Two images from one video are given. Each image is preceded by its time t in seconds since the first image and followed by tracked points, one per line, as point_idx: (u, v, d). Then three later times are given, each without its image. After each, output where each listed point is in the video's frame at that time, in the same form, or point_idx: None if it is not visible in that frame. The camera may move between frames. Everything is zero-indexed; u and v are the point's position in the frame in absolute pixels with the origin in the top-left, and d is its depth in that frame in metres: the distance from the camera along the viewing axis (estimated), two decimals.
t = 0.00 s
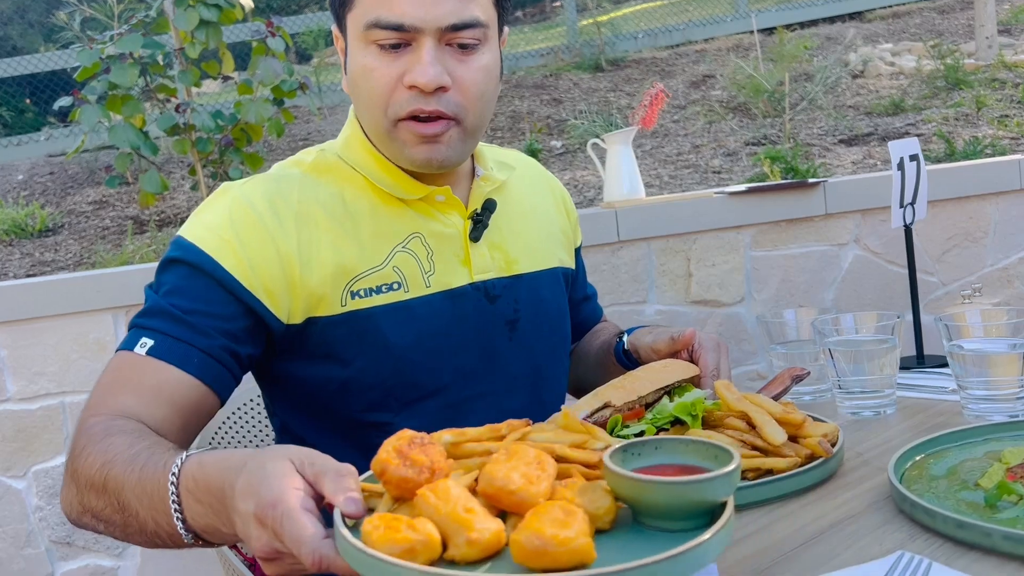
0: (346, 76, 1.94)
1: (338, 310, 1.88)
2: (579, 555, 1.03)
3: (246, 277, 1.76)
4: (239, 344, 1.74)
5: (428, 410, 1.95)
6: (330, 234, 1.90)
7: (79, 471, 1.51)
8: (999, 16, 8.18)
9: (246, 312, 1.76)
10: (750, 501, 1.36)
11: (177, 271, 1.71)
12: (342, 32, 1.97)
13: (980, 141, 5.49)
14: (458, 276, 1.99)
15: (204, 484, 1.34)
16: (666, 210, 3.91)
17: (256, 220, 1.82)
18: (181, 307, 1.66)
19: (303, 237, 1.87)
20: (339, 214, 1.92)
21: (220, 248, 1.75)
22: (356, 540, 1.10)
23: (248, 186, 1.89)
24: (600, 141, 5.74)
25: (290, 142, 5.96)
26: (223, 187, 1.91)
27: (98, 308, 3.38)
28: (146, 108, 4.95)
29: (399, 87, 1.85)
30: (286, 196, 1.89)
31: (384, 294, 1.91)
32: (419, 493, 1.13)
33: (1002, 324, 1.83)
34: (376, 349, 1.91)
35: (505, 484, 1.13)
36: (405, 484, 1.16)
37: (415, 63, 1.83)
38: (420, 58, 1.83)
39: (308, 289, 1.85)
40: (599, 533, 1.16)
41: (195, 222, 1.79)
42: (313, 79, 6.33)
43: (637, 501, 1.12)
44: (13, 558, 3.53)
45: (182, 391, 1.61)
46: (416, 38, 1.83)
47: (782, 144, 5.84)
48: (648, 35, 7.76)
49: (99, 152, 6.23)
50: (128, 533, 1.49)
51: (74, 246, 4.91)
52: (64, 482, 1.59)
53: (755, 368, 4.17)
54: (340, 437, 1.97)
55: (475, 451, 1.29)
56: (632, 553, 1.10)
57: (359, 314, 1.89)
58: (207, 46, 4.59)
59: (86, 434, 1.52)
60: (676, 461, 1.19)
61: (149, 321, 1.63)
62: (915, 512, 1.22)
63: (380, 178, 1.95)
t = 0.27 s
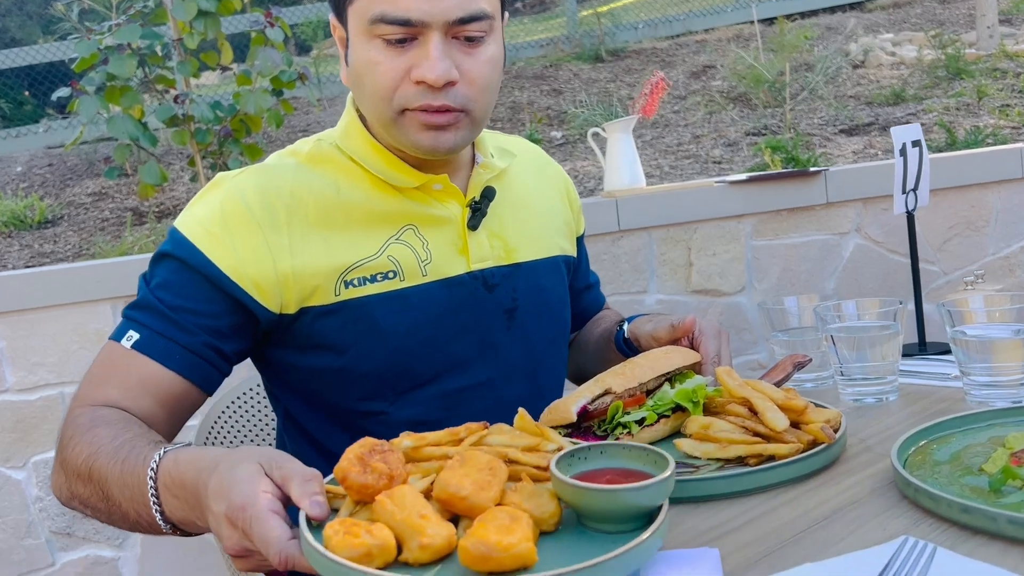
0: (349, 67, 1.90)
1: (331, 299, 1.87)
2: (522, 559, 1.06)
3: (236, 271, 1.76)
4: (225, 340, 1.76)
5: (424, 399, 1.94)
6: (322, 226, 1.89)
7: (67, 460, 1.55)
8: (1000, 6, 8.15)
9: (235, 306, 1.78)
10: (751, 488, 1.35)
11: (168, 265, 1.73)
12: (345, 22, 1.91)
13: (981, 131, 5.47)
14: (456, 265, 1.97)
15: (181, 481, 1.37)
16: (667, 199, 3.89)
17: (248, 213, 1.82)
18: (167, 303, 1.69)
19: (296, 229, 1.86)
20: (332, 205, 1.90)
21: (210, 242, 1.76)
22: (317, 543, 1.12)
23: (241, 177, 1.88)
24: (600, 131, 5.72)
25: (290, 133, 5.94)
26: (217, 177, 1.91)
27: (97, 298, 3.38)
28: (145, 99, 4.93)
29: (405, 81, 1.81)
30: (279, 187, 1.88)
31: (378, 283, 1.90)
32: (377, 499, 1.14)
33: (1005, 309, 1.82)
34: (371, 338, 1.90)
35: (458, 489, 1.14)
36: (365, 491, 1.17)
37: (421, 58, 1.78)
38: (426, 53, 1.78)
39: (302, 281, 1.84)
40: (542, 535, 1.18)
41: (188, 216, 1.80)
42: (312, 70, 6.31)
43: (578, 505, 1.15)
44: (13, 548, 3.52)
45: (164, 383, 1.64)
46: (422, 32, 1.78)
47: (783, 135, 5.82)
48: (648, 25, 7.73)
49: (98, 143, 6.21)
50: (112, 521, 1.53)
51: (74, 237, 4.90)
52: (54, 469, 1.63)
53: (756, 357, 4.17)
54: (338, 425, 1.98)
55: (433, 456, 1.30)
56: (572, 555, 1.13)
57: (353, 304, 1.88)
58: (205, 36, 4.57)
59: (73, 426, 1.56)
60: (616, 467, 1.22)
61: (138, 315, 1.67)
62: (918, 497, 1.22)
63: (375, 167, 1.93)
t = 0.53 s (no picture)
0: (343, 53, 1.87)
1: (329, 290, 1.85)
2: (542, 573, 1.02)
3: (234, 262, 1.74)
4: (224, 333, 1.75)
5: (423, 388, 1.93)
6: (319, 216, 1.87)
7: (70, 459, 1.53)
8: None
9: (233, 298, 1.76)
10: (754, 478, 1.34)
11: (164, 257, 1.71)
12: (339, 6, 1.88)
13: (984, 119, 5.44)
14: (456, 254, 1.96)
15: (191, 490, 1.36)
16: (667, 187, 3.87)
17: (244, 203, 1.79)
18: (164, 296, 1.67)
19: (293, 219, 1.84)
20: (330, 194, 1.88)
21: (206, 233, 1.73)
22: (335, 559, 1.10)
23: (238, 167, 1.85)
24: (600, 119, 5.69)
25: (289, 122, 5.92)
26: (213, 167, 1.88)
27: (95, 285, 3.36)
28: (144, 87, 4.91)
29: (400, 67, 1.77)
30: (276, 176, 1.85)
31: (377, 273, 1.88)
32: (394, 515, 1.12)
33: (1010, 295, 1.80)
34: (368, 328, 1.88)
35: (476, 504, 1.12)
36: (382, 506, 1.14)
37: (416, 43, 1.75)
38: (421, 39, 1.75)
39: (300, 272, 1.82)
40: (562, 550, 1.16)
41: (183, 206, 1.78)
42: (311, 59, 6.27)
43: (598, 518, 1.12)
44: (13, 536, 3.51)
45: (165, 379, 1.62)
46: (417, 16, 1.74)
47: (784, 123, 5.79)
48: (649, 14, 7.68)
49: (96, 132, 6.19)
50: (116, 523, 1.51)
51: (73, 226, 4.88)
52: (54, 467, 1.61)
53: (757, 346, 4.15)
54: (338, 416, 1.96)
55: (450, 470, 1.28)
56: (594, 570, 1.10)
57: (351, 294, 1.86)
58: (204, 24, 4.53)
59: (74, 423, 1.54)
60: (633, 479, 1.19)
61: (134, 308, 1.65)
62: (923, 485, 1.20)
63: (374, 155, 1.90)
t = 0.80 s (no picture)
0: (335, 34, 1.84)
1: (333, 275, 1.84)
2: (601, 560, 0.99)
3: (238, 246, 1.72)
4: (231, 315, 1.73)
5: (427, 373, 1.92)
6: (322, 199, 1.85)
7: (81, 449, 1.51)
8: None
9: (238, 282, 1.74)
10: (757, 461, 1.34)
11: (167, 240, 1.69)
12: None
13: (989, 106, 5.41)
14: (459, 238, 1.95)
15: (212, 483, 1.34)
16: (671, 172, 3.85)
17: (246, 186, 1.77)
18: (170, 279, 1.65)
19: (295, 204, 1.82)
20: (331, 177, 1.86)
21: (209, 216, 1.71)
22: (381, 556, 1.05)
23: (238, 150, 1.83)
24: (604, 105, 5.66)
25: (291, 106, 5.89)
26: (213, 149, 1.86)
27: (96, 267, 3.35)
28: (145, 70, 4.88)
29: (388, 48, 1.74)
30: (277, 159, 1.83)
31: (381, 258, 1.87)
32: (439, 510, 1.08)
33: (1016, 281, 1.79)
34: (372, 313, 1.86)
35: (522, 496, 1.08)
36: (424, 502, 1.10)
37: (404, 24, 1.73)
38: (409, 19, 1.72)
39: (303, 257, 1.80)
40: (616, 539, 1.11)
41: (184, 189, 1.75)
42: (313, 42, 6.23)
43: (649, 506, 1.08)
44: (14, 518, 3.43)
45: (176, 366, 1.61)
46: None
47: (788, 109, 5.76)
48: None
49: (98, 115, 6.16)
50: (129, 517, 1.49)
51: (74, 209, 4.87)
52: (58, 455, 1.58)
53: (759, 332, 4.14)
54: (341, 402, 1.96)
55: (486, 468, 1.23)
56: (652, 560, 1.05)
57: (355, 279, 1.85)
58: (205, 6, 4.51)
59: (84, 411, 1.52)
60: (684, 467, 1.14)
61: (138, 291, 1.62)
62: (929, 470, 1.19)
63: (376, 138, 1.88)
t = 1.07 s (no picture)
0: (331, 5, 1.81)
1: (337, 253, 1.81)
2: (665, 551, 0.94)
3: (241, 222, 1.69)
4: (239, 289, 1.71)
5: (431, 353, 1.90)
6: (324, 176, 1.82)
7: (88, 434, 1.44)
8: None
9: (243, 259, 1.71)
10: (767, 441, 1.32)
11: (169, 216, 1.65)
12: None
13: (999, 89, 5.35)
14: (463, 216, 1.92)
15: (229, 471, 1.26)
16: (679, 152, 3.81)
17: (248, 162, 1.73)
18: (176, 254, 1.61)
19: (297, 181, 1.79)
20: (333, 152, 1.82)
21: (212, 192, 1.68)
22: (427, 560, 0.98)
23: (239, 125, 1.79)
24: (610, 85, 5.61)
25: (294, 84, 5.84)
26: (213, 124, 1.82)
27: (99, 242, 3.32)
28: (148, 47, 4.84)
29: (382, 17, 1.71)
30: (278, 134, 1.79)
31: (385, 236, 1.84)
32: (486, 508, 1.01)
33: None
34: (375, 293, 1.84)
35: (571, 489, 1.02)
36: (467, 502, 1.03)
37: None
38: None
39: (305, 234, 1.77)
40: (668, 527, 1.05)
41: (184, 164, 1.72)
42: (317, 20, 6.17)
43: (706, 492, 1.03)
44: (17, 494, 3.38)
45: (186, 345, 1.58)
46: None
47: (796, 91, 5.71)
48: None
49: (101, 92, 6.11)
50: (137, 505, 1.41)
51: (78, 186, 4.85)
52: (64, 440, 1.52)
53: (765, 315, 4.11)
54: (344, 381, 1.94)
55: (521, 462, 1.17)
56: (716, 549, 0.99)
57: (358, 257, 1.82)
58: None
59: (92, 396, 1.45)
60: (726, 448, 1.11)
61: (142, 269, 1.58)
62: (942, 452, 1.17)
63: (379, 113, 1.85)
